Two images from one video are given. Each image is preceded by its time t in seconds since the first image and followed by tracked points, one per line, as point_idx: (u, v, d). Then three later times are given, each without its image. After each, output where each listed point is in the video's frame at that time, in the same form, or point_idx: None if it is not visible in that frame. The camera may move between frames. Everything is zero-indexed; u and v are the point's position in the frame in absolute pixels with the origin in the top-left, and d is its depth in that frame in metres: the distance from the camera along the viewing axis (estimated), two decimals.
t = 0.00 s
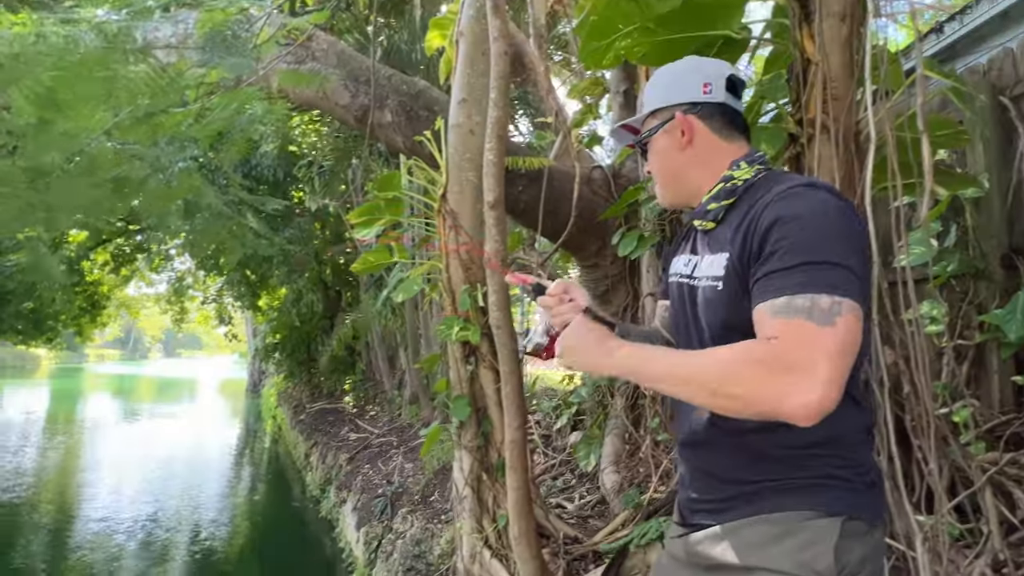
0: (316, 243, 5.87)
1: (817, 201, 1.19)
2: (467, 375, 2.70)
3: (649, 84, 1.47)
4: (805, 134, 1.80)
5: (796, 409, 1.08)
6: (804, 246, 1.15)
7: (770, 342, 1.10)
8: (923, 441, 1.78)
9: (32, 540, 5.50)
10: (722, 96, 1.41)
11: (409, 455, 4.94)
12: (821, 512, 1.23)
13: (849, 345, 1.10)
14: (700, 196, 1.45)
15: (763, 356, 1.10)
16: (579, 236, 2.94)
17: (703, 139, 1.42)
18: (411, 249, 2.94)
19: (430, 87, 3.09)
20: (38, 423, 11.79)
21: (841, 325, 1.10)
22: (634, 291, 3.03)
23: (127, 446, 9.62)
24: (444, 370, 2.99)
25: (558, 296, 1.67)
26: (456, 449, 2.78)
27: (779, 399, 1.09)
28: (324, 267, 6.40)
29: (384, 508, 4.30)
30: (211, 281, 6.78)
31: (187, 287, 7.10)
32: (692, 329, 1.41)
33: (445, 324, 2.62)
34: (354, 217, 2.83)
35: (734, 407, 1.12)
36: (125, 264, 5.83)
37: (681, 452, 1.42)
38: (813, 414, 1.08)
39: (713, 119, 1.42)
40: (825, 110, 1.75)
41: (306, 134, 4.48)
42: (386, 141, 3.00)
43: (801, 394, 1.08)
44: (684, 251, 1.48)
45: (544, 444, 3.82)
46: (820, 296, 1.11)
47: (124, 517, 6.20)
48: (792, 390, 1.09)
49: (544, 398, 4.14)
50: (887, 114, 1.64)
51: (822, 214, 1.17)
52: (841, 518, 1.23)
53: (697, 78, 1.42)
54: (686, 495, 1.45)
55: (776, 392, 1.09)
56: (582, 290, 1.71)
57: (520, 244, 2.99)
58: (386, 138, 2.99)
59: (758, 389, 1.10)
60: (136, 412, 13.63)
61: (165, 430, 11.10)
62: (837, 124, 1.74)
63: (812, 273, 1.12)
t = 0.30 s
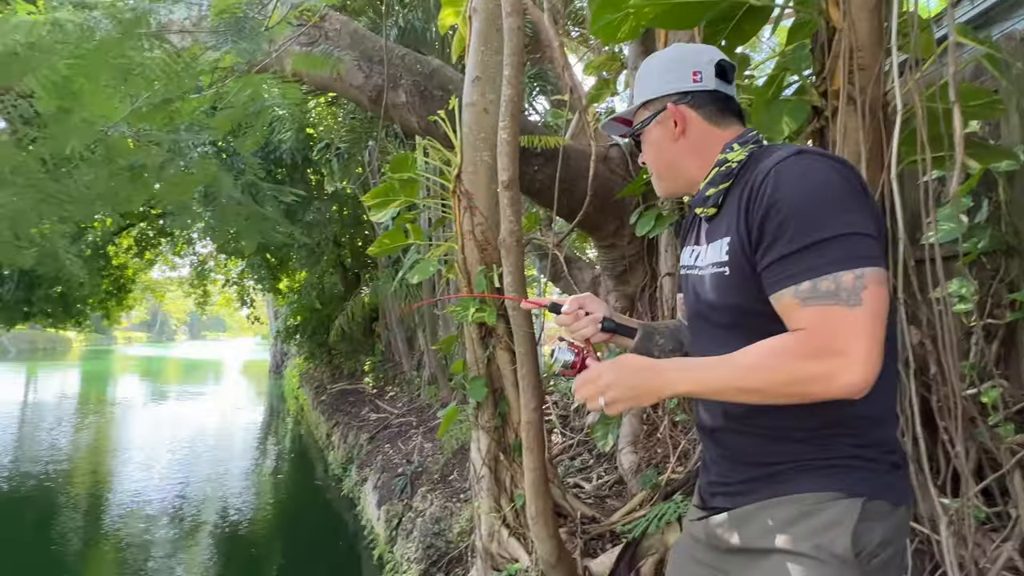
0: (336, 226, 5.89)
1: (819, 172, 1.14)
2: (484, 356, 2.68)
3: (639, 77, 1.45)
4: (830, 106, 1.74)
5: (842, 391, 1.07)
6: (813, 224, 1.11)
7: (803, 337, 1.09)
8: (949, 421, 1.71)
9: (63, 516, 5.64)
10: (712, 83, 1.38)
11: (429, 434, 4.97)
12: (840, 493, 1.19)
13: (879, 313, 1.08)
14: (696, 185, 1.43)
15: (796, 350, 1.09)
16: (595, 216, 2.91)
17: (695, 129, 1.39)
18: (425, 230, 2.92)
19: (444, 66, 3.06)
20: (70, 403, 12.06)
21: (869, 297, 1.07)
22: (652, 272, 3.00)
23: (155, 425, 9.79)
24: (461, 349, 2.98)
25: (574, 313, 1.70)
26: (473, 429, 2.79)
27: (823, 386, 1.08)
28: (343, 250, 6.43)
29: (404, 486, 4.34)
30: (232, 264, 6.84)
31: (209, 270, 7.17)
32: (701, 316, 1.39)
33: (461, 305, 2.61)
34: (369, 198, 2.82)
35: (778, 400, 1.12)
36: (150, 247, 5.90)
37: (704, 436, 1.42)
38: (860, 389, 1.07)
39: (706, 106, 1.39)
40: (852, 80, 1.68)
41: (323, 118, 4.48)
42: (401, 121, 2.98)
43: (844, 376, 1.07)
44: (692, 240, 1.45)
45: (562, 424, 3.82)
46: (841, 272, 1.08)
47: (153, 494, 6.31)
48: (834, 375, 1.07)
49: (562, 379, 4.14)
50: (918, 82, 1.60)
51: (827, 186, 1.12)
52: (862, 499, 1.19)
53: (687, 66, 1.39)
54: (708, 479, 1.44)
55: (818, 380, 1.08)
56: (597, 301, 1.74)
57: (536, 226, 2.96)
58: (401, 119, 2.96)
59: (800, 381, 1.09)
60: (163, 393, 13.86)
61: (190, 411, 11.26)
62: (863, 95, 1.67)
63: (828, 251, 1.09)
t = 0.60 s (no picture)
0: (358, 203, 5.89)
1: (874, 112, 1.12)
2: (505, 329, 2.65)
3: (687, 27, 1.43)
4: (868, 61, 1.73)
5: (885, 324, 1.04)
6: (870, 161, 1.08)
7: (851, 265, 1.05)
8: (989, 390, 1.64)
9: (98, 488, 5.77)
10: (759, 32, 1.36)
11: (452, 410, 4.99)
12: (860, 447, 1.15)
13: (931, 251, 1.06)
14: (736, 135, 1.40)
15: (843, 276, 1.06)
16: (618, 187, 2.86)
17: (738, 76, 1.37)
18: (446, 203, 2.90)
19: (464, 37, 3.01)
20: (103, 380, 12.30)
21: (923, 234, 1.05)
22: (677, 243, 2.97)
23: (185, 402, 9.94)
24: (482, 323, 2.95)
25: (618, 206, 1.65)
26: (496, 402, 2.77)
27: (866, 318, 1.05)
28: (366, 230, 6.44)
29: (427, 460, 4.36)
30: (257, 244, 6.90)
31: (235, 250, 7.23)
32: (723, 259, 1.33)
33: (482, 279, 2.58)
34: (389, 170, 2.80)
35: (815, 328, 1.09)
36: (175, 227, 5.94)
37: (715, 384, 1.36)
38: (904, 327, 1.04)
39: (751, 54, 1.36)
40: (892, 33, 1.65)
41: (343, 94, 4.47)
42: (420, 94, 2.95)
43: (890, 310, 1.03)
44: (716, 185, 1.41)
45: (584, 398, 3.81)
46: (898, 209, 1.05)
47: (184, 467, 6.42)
48: (879, 307, 1.04)
49: (584, 354, 4.12)
50: (964, 30, 1.53)
51: (884, 125, 1.10)
52: (883, 453, 1.15)
53: (735, 16, 1.37)
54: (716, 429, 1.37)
55: (860, 310, 1.05)
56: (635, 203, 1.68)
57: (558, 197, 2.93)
58: (419, 92, 2.93)
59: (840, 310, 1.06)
60: (191, 371, 14.08)
61: (217, 388, 11.42)
62: (904, 48, 1.64)
63: (885, 187, 1.07)
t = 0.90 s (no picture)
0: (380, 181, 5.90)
1: (968, 52, 1.14)
2: (527, 302, 2.63)
3: None
4: (909, 11, 1.67)
5: (959, 260, 1.07)
6: (967, 94, 1.09)
7: (947, 193, 1.06)
8: None
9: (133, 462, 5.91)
10: None
11: (474, 385, 5.01)
12: (882, 393, 1.14)
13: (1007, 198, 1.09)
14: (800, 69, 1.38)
15: (931, 205, 1.07)
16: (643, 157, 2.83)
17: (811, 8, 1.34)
18: (467, 175, 2.88)
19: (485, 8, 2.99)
20: (135, 359, 12.55)
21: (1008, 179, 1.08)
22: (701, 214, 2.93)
23: (212, 380, 10.09)
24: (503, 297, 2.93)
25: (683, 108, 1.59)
26: (518, 374, 2.74)
27: (942, 250, 1.07)
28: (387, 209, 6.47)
29: (451, 434, 4.39)
30: (280, 225, 6.94)
31: (259, 232, 7.29)
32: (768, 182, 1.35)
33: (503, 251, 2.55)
34: (410, 142, 2.78)
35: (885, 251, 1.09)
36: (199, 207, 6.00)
37: (732, 327, 1.32)
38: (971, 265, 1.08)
39: None
40: None
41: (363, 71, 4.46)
42: (441, 67, 2.94)
43: (965, 246, 1.07)
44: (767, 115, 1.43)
45: (606, 373, 3.80)
46: (992, 145, 1.06)
47: (212, 442, 6.53)
48: (957, 241, 1.07)
49: (606, 328, 4.11)
50: None
51: (977, 66, 1.12)
52: (908, 399, 1.14)
53: None
54: (729, 372, 1.33)
55: (940, 242, 1.07)
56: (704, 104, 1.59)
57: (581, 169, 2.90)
58: (441, 64, 2.92)
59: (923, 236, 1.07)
60: (218, 350, 14.28)
61: (242, 367, 11.56)
62: None
63: (981, 121, 1.08)
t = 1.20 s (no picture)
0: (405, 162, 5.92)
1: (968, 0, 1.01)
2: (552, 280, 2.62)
3: None
4: None
5: (979, 213, 0.95)
6: (965, 43, 0.98)
7: (951, 148, 0.95)
8: None
9: (168, 438, 6.05)
10: None
11: (497, 365, 5.03)
12: (914, 362, 1.05)
13: None
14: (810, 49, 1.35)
15: (933, 164, 0.97)
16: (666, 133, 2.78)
17: None
18: (491, 154, 2.88)
19: None
20: (168, 339, 12.84)
21: None
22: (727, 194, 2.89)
23: (242, 360, 10.29)
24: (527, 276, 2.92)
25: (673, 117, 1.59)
26: (542, 352, 2.76)
27: (959, 207, 0.96)
28: (410, 192, 6.48)
29: (474, 413, 4.41)
30: (305, 208, 7.01)
31: (285, 215, 7.37)
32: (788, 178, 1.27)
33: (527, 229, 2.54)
34: (434, 120, 2.78)
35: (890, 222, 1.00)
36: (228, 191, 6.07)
37: (767, 304, 1.27)
38: (999, 217, 0.96)
39: None
40: None
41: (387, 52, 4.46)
42: (464, 45, 2.92)
43: (986, 198, 0.95)
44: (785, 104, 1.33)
45: (630, 353, 3.80)
46: (998, 88, 0.95)
47: (245, 420, 6.64)
48: (974, 195, 0.95)
49: (629, 309, 4.10)
50: None
51: (978, 12, 1.00)
52: (940, 366, 1.04)
53: None
54: (763, 355, 1.30)
55: (954, 199, 0.96)
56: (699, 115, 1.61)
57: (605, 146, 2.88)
58: (463, 42, 2.90)
59: (930, 199, 0.97)
60: (248, 331, 14.53)
61: (271, 348, 11.76)
62: None
63: (984, 68, 0.96)
